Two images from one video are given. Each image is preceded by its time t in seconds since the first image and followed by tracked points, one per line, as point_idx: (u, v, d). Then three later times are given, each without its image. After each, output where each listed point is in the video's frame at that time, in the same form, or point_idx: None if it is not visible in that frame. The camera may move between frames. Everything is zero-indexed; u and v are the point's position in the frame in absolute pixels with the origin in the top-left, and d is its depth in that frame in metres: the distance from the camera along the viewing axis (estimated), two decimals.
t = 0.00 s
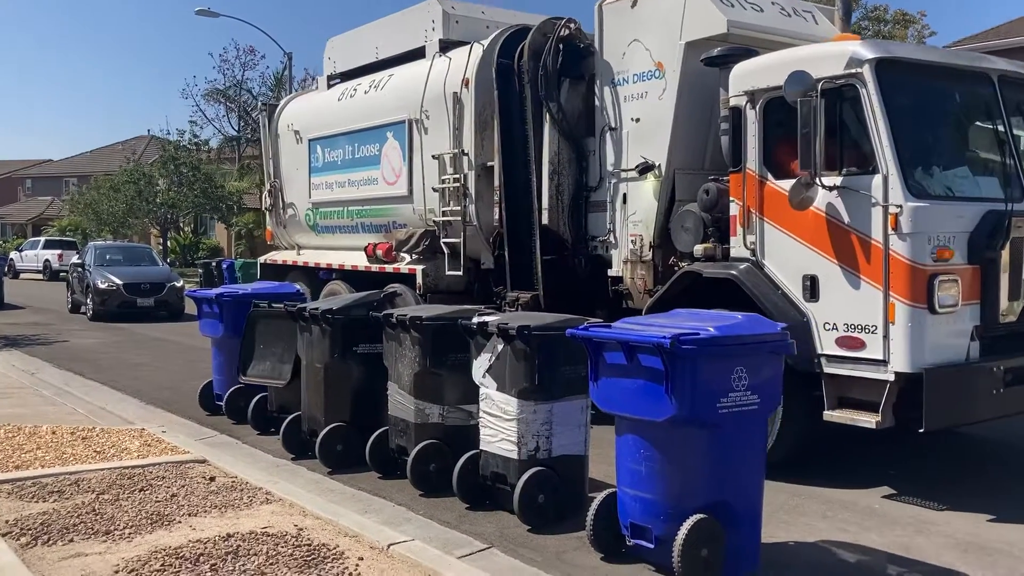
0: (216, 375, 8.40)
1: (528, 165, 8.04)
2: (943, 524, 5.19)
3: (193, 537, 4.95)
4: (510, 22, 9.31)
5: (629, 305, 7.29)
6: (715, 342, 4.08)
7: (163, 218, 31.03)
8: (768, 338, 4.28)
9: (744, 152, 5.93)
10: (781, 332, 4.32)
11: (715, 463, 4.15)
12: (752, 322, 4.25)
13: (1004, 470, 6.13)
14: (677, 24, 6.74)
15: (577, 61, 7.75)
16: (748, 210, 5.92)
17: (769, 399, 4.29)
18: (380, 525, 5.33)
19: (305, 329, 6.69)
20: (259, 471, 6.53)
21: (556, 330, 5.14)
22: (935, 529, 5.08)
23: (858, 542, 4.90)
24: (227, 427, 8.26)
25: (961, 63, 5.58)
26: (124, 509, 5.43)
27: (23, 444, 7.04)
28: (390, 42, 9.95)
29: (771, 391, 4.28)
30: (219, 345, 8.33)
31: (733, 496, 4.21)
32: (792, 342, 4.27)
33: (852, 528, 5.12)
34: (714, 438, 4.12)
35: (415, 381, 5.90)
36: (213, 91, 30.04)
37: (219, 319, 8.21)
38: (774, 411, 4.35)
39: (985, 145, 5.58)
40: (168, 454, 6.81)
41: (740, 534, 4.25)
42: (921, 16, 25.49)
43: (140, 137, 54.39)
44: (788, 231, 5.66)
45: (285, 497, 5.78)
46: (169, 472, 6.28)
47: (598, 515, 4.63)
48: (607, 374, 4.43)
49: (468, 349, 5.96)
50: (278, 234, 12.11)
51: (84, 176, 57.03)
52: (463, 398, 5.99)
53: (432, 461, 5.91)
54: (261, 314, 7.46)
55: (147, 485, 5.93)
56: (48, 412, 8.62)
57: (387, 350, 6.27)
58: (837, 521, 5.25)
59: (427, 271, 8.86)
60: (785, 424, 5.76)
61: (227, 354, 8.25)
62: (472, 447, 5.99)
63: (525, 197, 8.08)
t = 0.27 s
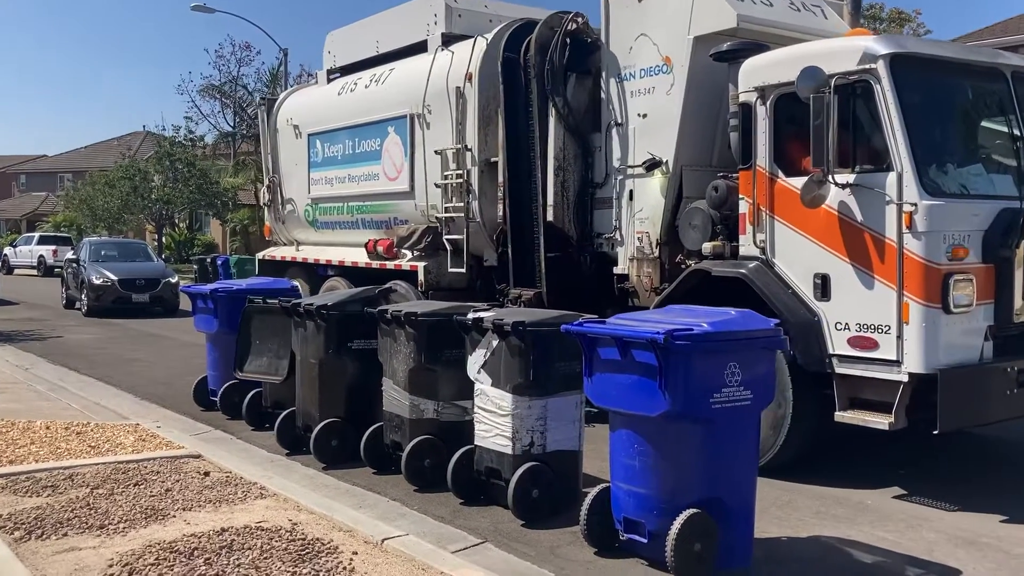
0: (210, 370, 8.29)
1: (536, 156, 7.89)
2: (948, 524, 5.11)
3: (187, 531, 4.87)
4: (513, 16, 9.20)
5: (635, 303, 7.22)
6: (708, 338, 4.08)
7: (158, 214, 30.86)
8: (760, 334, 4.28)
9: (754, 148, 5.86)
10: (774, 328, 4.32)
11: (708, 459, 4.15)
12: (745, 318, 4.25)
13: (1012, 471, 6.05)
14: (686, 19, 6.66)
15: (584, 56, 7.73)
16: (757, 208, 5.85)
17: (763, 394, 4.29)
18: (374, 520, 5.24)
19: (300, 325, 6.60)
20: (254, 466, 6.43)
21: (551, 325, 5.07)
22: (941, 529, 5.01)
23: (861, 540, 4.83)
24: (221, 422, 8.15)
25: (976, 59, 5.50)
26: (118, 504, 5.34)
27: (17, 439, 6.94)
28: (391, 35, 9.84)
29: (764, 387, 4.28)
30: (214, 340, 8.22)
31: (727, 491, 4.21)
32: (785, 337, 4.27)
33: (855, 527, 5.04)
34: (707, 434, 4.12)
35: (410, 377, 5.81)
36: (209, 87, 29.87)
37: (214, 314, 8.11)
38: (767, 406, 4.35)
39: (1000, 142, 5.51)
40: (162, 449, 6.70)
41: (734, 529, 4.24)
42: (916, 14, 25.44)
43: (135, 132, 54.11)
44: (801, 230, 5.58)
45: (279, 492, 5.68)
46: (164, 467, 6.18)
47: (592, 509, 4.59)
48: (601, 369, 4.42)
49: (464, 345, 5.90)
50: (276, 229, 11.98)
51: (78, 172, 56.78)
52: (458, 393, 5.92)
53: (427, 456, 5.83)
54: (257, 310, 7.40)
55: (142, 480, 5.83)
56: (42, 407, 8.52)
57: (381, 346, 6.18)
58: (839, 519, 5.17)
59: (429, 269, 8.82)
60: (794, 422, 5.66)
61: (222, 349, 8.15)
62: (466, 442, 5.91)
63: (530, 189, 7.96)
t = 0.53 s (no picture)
0: (206, 368, 8.24)
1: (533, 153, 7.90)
2: (945, 523, 5.09)
3: (181, 528, 4.83)
4: (513, 15, 9.17)
5: (635, 302, 7.19)
6: (702, 336, 4.05)
7: (155, 212, 30.79)
8: (755, 333, 4.25)
9: (755, 148, 5.83)
10: (769, 326, 4.30)
11: (702, 457, 4.12)
12: (739, 316, 4.22)
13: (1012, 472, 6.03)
14: (686, 17, 6.63)
15: (583, 53, 7.69)
16: (758, 207, 5.83)
17: (757, 393, 4.26)
18: (369, 518, 5.21)
19: (295, 323, 6.57)
20: (248, 464, 6.40)
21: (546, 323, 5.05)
22: (938, 529, 4.99)
23: (858, 540, 4.80)
24: (217, 420, 8.12)
25: (978, 58, 5.48)
26: (113, 501, 5.30)
27: (12, 436, 6.90)
28: (390, 34, 9.81)
29: (758, 385, 4.26)
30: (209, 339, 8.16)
31: (721, 490, 4.19)
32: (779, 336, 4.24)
33: (853, 527, 5.01)
34: (700, 432, 4.10)
35: (404, 375, 5.78)
36: (207, 85, 29.80)
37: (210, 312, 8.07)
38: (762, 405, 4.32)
39: (1002, 141, 5.49)
40: (158, 447, 6.67)
41: (728, 528, 4.22)
42: (913, 15, 25.45)
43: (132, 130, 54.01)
44: (802, 229, 5.56)
45: (274, 490, 5.65)
46: (159, 465, 6.15)
47: (587, 507, 4.56)
48: (595, 367, 4.40)
49: (459, 343, 5.87)
50: (274, 228, 11.94)
51: (76, 170, 56.68)
52: (453, 392, 5.90)
53: (422, 454, 5.80)
54: (254, 308, 7.37)
55: (137, 477, 5.80)
56: (38, 405, 8.47)
57: (377, 344, 6.14)
58: (837, 520, 5.15)
59: (428, 267, 8.77)
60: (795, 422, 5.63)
61: (218, 347, 8.10)
62: (461, 440, 5.89)
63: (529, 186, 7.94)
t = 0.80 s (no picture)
0: (205, 369, 8.24)
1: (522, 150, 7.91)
2: (943, 526, 5.09)
3: (178, 529, 4.82)
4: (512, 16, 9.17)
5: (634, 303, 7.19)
6: (700, 339, 4.05)
7: (153, 213, 30.77)
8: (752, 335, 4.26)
9: (755, 149, 5.84)
10: (766, 329, 4.31)
11: (700, 459, 4.12)
12: (736, 319, 4.23)
13: (1011, 475, 6.02)
14: (686, 19, 6.63)
15: (582, 56, 7.66)
16: (758, 208, 5.83)
17: (754, 395, 4.27)
18: (366, 519, 5.20)
19: (293, 324, 6.56)
20: (246, 465, 6.39)
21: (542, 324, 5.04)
22: (935, 531, 4.98)
23: (856, 542, 4.80)
24: (215, 421, 8.10)
25: (978, 60, 5.48)
26: (110, 502, 5.29)
27: (9, 437, 6.88)
28: (389, 35, 9.81)
29: (755, 387, 4.26)
30: (208, 339, 8.12)
31: (719, 492, 4.18)
32: (777, 339, 4.24)
33: (851, 530, 5.01)
34: (698, 434, 4.09)
35: (401, 376, 5.77)
36: (205, 86, 29.78)
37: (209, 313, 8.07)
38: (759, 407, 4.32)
39: (1002, 143, 5.49)
40: (155, 448, 6.66)
41: (725, 529, 4.22)
42: (912, 17, 25.47)
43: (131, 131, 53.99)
44: (801, 230, 5.57)
45: (272, 491, 5.64)
46: (156, 466, 6.13)
47: (584, 509, 4.55)
48: (593, 369, 4.40)
49: (457, 344, 5.86)
50: (273, 229, 11.94)
51: (74, 171, 56.65)
52: (451, 393, 5.89)
53: (420, 456, 5.80)
54: (252, 309, 7.32)
55: (134, 478, 5.79)
56: (35, 405, 8.46)
57: (375, 345, 6.13)
58: (835, 522, 5.14)
59: (427, 268, 8.76)
60: (794, 424, 5.62)
61: (217, 347, 8.09)
62: (459, 442, 5.88)
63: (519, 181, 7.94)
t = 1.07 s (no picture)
0: (204, 372, 8.23)
1: (510, 152, 7.95)
2: (945, 533, 5.06)
3: (178, 533, 4.80)
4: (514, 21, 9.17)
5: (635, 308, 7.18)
6: (701, 344, 4.03)
7: (154, 216, 30.78)
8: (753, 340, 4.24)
9: (757, 154, 5.83)
10: (767, 334, 4.29)
11: (700, 465, 4.10)
12: (737, 324, 4.21)
13: (1015, 482, 5.99)
14: (688, 24, 6.63)
15: (583, 65, 7.67)
16: (760, 214, 5.82)
17: (755, 401, 4.25)
18: (365, 524, 5.18)
19: (293, 328, 6.54)
20: (245, 469, 6.37)
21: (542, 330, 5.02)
22: (937, 538, 4.96)
23: (858, 549, 4.78)
24: (215, 425, 8.09)
25: (980, 66, 5.47)
26: (110, 506, 5.27)
27: (8, 440, 6.86)
28: (391, 39, 9.81)
29: (756, 393, 4.24)
30: (209, 342, 8.12)
31: (719, 497, 4.17)
32: (777, 344, 4.23)
33: (852, 536, 4.99)
34: (698, 440, 4.08)
35: (402, 380, 5.77)
36: (206, 90, 29.81)
37: (209, 316, 8.06)
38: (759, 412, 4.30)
39: (1004, 149, 5.48)
40: (155, 452, 6.64)
41: (725, 535, 4.20)
42: (911, 24, 25.52)
43: (132, 135, 54.05)
44: (803, 235, 5.56)
45: (271, 496, 5.62)
46: (156, 470, 6.12)
47: (584, 514, 4.53)
48: (593, 374, 4.38)
49: (457, 349, 5.84)
50: (274, 233, 11.93)
51: (75, 174, 56.68)
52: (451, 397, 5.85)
53: (419, 461, 5.78)
54: (251, 312, 7.31)
55: (134, 482, 5.77)
56: (35, 409, 8.44)
57: (375, 349, 6.11)
58: (836, 528, 5.12)
59: (427, 273, 8.76)
60: (796, 431, 5.60)
61: (216, 351, 8.08)
62: (459, 447, 5.86)
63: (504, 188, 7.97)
